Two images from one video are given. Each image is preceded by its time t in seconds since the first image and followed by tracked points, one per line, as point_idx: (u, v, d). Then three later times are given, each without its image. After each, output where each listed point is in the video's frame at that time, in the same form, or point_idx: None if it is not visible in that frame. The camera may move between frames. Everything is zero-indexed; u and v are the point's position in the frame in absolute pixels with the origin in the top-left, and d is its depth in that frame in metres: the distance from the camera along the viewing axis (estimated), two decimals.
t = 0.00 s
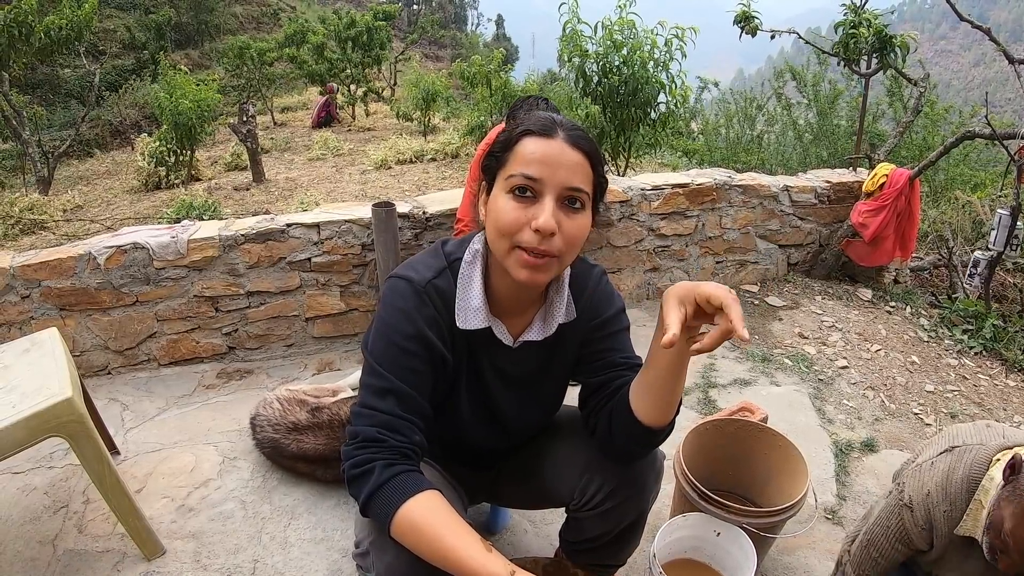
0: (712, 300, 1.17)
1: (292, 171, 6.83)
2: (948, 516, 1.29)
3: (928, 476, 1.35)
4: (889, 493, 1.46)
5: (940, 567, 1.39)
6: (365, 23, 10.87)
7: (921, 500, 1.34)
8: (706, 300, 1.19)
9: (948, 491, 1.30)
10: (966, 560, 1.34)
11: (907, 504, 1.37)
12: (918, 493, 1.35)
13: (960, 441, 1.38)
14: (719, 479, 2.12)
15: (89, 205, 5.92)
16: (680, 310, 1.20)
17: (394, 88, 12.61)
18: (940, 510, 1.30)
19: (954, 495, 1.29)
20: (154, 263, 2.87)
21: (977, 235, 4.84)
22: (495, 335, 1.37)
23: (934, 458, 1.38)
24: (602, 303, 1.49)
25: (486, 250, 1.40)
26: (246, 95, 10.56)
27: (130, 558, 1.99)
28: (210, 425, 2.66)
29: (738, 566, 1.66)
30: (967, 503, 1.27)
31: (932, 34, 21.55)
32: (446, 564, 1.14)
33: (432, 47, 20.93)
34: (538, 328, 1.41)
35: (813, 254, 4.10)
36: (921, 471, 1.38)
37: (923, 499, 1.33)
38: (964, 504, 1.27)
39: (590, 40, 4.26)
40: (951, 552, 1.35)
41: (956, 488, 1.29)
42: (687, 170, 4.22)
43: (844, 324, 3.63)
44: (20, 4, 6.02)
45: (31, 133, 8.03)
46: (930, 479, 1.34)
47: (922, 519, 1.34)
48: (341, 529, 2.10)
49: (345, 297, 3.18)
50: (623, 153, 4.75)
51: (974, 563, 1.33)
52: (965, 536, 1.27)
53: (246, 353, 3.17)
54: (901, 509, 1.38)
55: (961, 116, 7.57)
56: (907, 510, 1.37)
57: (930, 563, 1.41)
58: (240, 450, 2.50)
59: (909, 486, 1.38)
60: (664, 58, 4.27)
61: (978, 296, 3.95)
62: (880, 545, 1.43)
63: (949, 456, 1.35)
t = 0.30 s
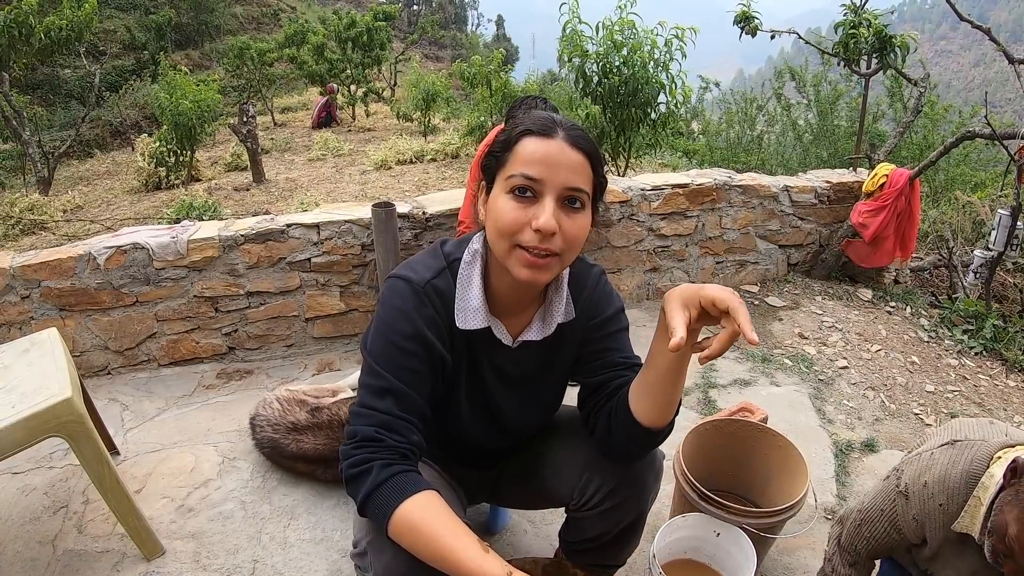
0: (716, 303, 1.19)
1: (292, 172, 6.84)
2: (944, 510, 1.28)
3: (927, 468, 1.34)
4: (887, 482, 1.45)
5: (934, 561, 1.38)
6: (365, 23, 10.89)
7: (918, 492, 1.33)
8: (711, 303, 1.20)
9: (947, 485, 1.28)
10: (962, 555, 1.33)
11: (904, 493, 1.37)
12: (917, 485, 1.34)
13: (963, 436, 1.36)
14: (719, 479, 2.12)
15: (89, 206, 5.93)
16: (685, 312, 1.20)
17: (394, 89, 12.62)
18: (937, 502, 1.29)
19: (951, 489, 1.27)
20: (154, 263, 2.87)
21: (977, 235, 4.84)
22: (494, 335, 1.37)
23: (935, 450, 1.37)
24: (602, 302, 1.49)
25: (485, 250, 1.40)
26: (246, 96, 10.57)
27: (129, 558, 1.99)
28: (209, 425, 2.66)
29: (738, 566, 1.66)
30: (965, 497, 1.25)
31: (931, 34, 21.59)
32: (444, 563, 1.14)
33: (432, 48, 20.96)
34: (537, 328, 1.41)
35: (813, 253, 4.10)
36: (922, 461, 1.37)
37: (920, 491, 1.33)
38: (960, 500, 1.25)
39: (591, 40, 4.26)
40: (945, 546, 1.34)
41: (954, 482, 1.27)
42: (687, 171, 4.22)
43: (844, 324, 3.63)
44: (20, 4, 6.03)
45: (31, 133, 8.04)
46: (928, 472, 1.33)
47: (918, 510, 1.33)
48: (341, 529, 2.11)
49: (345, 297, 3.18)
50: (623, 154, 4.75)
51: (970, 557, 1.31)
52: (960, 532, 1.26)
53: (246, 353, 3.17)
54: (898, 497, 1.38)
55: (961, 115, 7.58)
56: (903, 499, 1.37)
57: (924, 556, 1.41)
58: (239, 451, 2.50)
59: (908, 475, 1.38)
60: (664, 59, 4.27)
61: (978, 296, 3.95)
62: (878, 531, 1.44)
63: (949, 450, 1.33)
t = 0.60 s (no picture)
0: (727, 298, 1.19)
1: (292, 172, 6.84)
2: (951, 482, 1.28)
3: (933, 440, 1.33)
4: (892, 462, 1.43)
5: (935, 543, 1.41)
6: (366, 23, 10.88)
7: (927, 465, 1.31)
8: (722, 297, 1.19)
9: (953, 455, 1.28)
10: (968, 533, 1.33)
11: (913, 467, 1.34)
12: (925, 458, 1.32)
13: (966, 408, 1.36)
14: (719, 479, 2.11)
15: (89, 205, 5.92)
16: (695, 309, 1.20)
17: (394, 89, 12.62)
18: (943, 472, 1.29)
19: (957, 460, 1.28)
20: (154, 263, 2.86)
21: (978, 235, 4.84)
22: (496, 334, 1.37)
23: (939, 424, 1.36)
24: (604, 301, 1.49)
25: (488, 249, 1.39)
26: (247, 96, 10.57)
27: (129, 558, 1.99)
28: (209, 425, 2.66)
29: (740, 566, 1.65)
30: (971, 467, 1.26)
31: (931, 34, 21.61)
32: (447, 564, 1.14)
33: (432, 47, 20.96)
34: (540, 327, 1.41)
35: (814, 253, 4.10)
36: (926, 435, 1.36)
37: (929, 464, 1.31)
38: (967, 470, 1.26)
39: (591, 40, 4.25)
40: (951, 526, 1.36)
41: (961, 453, 1.28)
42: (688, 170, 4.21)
43: (845, 324, 3.62)
44: (21, 4, 6.02)
45: (31, 133, 8.04)
46: (934, 442, 1.32)
47: (929, 481, 1.31)
48: (341, 529, 2.10)
49: (345, 297, 3.17)
50: (623, 153, 4.74)
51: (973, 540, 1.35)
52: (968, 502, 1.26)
53: (247, 353, 3.16)
54: (906, 472, 1.35)
55: (961, 115, 7.58)
56: (913, 473, 1.34)
57: (926, 537, 1.42)
58: (239, 450, 2.50)
59: (914, 449, 1.35)
60: (665, 59, 4.27)
61: (978, 296, 3.95)
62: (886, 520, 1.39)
63: (954, 421, 1.33)
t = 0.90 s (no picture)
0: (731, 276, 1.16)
1: (292, 172, 6.83)
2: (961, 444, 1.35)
3: (939, 408, 1.42)
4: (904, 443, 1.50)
5: (948, 515, 1.47)
6: (366, 24, 10.88)
7: (937, 431, 1.40)
8: (720, 274, 1.17)
9: (961, 418, 1.37)
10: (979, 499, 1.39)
11: (926, 434, 1.42)
12: (935, 425, 1.41)
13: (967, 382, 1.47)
14: (719, 479, 2.11)
15: (90, 205, 5.93)
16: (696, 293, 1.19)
17: (394, 89, 12.63)
18: (955, 436, 1.37)
19: (965, 421, 1.36)
20: (155, 263, 2.86)
21: (978, 235, 4.84)
22: (495, 333, 1.36)
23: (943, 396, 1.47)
24: (604, 301, 1.49)
25: (487, 246, 1.39)
26: (247, 96, 10.57)
27: (130, 558, 1.98)
28: (210, 425, 2.66)
29: (741, 566, 1.65)
30: (976, 427, 1.34)
31: (931, 35, 21.57)
32: (448, 563, 1.14)
33: (432, 47, 20.95)
34: (539, 327, 1.40)
35: (814, 254, 4.10)
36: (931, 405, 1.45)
37: (939, 428, 1.39)
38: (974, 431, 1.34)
39: (592, 40, 4.25)
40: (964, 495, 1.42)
41: (968, 414, 1.36)
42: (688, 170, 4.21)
43: (845, 324, 3.62)
44: (21, 3, 6.01)
45: (32, 133, 8.04)
46: (942, 406, 1.41)
47: (944, 445, 1.38)
48: (342, 529, 2.10)
49: (346, 297, 3.17)
50: (623, 154, 4.74)
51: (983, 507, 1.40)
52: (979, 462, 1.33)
53: (247, 353, 3.16)
54: (920, 439, 1.43)
55: (962, 115, 7.58)
56: (927, 439, 1.41)
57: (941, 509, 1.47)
58: (240, 451, 2.50)
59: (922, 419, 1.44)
60: (665, 59, 4.27)
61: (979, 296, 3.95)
62: (905, 488, 1.45)
63: (956, 390, 1.43)
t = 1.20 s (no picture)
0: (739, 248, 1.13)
1: (292, 172, 6.84)
2: (959, 426, 1.36)
3: (935, 398, 1.44)
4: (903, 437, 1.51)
5: (953, 502, 1.45)
6: (366, 24, 10.88)
7: (936, 419, 1.41)
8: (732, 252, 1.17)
9: (959, 402, 1.38)
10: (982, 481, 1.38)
11: (925, 423, 1.43)
12: (932, 413, 1.42)
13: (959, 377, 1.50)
14: (719, 479, 2.11)
15: (90, 206, 5.93)
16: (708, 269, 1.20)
17: (394, 89, 12.63)
18: (953, 421, 1.38)
19: (962, 405, 1.38)
20: (155, 263, 2.86)
21: (978, 236, 4.84)
22: (496, 334, 1.36)
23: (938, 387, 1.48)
24: (604, 302, 1.49)
25: (488, 248, 1.39)
26: (247, 96, 10.57)
27: (129, 558, 1.98)
28: (210, 426, 2.66)
29: (741, 566, 1.65)
30: (974, 409, 1.36)
31: (931, 35, 21.57)
32: (447, 564, 1.14)
33: (432, 47, 20.95)
34: (540, 328, 1.40)
35: (814, 254, 4.10)
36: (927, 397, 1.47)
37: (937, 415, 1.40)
38: (971, 412, 1.35)
39: (592, 40, 4.25)
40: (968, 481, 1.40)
41: (965, 399, 1.38)
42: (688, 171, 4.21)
43: (845, 325, 3.62)
44: (21, 3, 6.02)
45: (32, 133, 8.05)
46: (938, 395, 1.43)
47: (944, 431, 1.39)
48: (342, 529, 2.10)
49: (346, 297, 3.17)
50: (624, 154, 4.74)
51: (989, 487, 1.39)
52: (982, 442, 1.32)
53: (247, 354, 3.16)
54: (919, 429, 1.43)
55: (962, 116, 7.59)
56: (926, 428, 1.42)
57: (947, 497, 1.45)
58: (240, 451, 2.50)
59: (920, 409, 1.46)
60: (666, 59, 4.27)
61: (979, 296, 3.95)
62: (907, 477, 1.45)
63: (951, 380, 1.45)
